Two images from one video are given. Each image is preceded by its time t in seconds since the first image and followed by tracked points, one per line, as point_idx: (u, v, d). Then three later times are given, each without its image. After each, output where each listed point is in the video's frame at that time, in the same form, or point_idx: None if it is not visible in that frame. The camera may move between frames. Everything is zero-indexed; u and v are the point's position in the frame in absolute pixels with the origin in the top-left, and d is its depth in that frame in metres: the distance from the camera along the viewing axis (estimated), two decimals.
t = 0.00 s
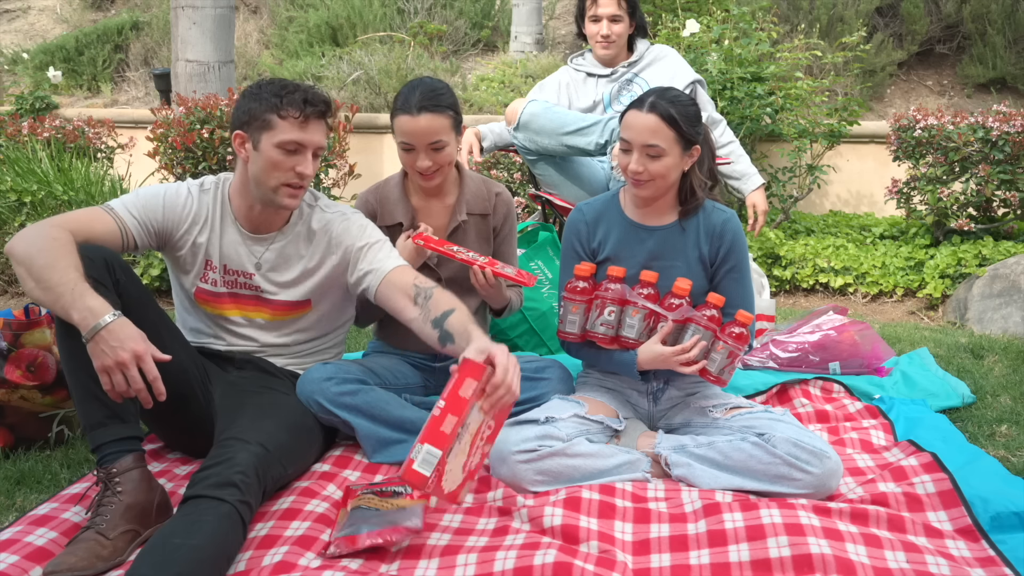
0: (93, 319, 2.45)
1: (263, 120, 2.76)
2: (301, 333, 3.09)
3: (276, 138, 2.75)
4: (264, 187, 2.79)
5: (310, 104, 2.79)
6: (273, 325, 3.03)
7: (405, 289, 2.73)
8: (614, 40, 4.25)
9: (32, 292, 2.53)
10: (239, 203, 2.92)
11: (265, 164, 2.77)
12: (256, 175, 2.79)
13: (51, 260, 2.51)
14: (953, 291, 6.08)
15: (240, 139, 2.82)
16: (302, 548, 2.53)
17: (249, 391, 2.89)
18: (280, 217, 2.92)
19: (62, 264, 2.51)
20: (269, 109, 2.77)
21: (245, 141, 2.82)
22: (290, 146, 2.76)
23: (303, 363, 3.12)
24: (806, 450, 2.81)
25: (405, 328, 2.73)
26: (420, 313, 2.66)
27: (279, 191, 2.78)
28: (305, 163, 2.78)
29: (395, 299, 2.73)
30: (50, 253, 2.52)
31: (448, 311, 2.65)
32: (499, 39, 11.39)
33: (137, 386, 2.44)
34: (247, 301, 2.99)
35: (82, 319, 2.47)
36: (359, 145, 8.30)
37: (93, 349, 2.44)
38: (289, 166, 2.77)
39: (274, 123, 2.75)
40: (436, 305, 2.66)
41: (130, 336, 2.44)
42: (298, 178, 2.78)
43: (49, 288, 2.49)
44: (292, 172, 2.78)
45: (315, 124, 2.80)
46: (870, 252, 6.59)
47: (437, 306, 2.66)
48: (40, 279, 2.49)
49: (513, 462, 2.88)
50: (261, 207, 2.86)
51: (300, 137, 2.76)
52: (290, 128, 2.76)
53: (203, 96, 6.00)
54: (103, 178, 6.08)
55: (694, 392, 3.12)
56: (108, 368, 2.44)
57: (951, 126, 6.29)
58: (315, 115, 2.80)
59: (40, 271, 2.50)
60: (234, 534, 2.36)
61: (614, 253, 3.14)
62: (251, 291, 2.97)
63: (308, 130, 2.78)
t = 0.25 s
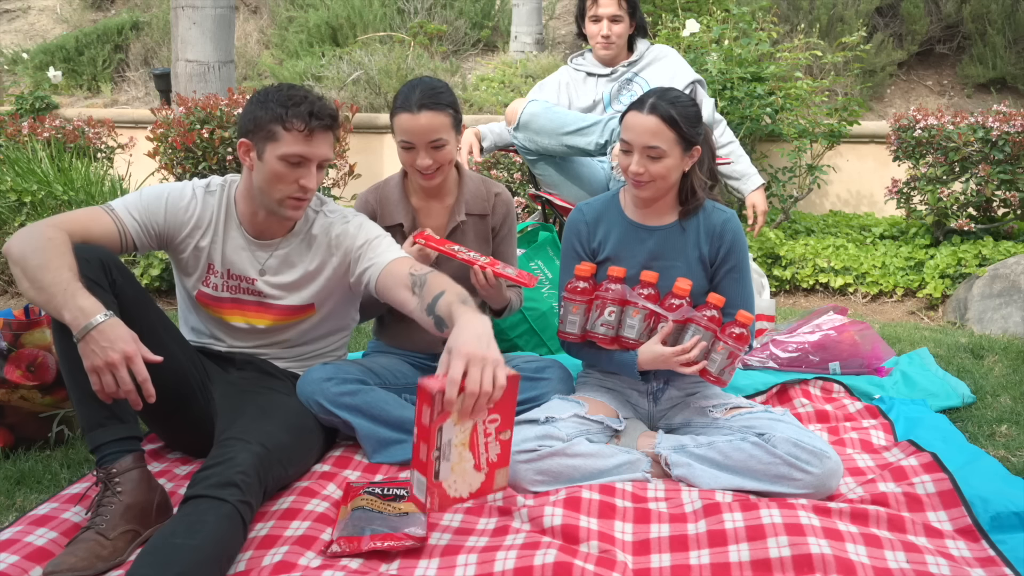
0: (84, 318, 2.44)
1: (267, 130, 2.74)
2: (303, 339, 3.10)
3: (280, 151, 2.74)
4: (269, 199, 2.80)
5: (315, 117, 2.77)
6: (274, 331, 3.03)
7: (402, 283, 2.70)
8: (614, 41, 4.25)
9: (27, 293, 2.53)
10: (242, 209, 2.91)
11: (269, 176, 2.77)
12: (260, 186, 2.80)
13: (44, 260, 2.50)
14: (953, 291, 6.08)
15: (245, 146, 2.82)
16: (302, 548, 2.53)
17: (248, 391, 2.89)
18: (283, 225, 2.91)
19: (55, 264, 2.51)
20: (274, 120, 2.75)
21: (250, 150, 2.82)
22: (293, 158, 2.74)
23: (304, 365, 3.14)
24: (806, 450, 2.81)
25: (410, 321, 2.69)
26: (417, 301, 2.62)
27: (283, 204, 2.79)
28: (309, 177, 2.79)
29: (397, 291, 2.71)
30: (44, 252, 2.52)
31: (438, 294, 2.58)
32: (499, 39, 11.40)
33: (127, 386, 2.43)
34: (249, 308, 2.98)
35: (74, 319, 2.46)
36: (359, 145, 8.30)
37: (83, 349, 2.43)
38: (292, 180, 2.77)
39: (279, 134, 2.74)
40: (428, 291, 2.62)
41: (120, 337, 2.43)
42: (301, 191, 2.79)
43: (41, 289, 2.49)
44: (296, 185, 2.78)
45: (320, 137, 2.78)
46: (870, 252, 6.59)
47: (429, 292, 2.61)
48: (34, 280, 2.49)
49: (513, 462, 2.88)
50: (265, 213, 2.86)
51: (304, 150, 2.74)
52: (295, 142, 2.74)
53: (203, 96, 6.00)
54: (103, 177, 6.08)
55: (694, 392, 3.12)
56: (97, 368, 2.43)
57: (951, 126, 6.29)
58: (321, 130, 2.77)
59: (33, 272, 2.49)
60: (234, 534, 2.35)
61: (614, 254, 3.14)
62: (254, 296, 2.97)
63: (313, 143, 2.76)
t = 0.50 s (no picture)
0: (77, 318, 2.44)
1: (254, 136, 2.72)
2: (300, 343, 3.09)
3: (267, 157, 2.71)
4: (261, 204, 2.79)
5: (299, 120, 2.72)
6: (272, 335, 3.02)
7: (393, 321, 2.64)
8: (614, 41, 4.25)
9: (24, 293, 2.54)
10: (242, 212, 2.89)
11: (259, 181, 2.75)
12: (252, 192, 2.79)
13: (41, 259, 2.51)
14: (953, 291, 6.08)
15: (235, 152, 2.81)
16: (302, 547, 2.53)
17: (248, 391, 2.89)
18: (281, 229, 2.90)
19: (51, 264, 2.51)
20: (259, 124, 2.72)
21: (240, 155, 2.81)
22: (281, 164, 2.72)
23: (303, 365, 3.15)
24: (806, 450, 2.81)
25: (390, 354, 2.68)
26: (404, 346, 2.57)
27: (274, 208, 2.78)
28: (298, 181, 2.76)
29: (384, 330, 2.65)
30: (41, 252, 2.53)
31: (431, 353, 2.53)
32: (499, 39, 11.40)
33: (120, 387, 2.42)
34: (247, 309, 2.98)
35: (68, 319, 2.46)
36: (359, 145, 8.30)
37: (76, 349, 2.43)
38: (283, 185, 2.75)
39: (265, 140, 2.71)
40: (421, 343, 2.56)
41: (113, 337, 2.42)
42: (291, 196, 2.77)
43: (37, 289, 2.50)
44: (285, 189, 2.75)
45: (306, 141, 2.73)
46: (870, 253, 6.59)
47: (421, 344, 2.56)
48: (31, 279, 2.50)
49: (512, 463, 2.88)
50: (262, 217, 2.85)
51: (290, 156, 2.71)
52: (280, 147, 2.70)
53: (203, 96, 6.00)
54: (103, 178, 6.08)
55: (693, 392, 3.12)
56: (90, 369, 2.42)
57: (951, 126, 6.29)
58: (306, 133, 2.73)
59: (29, 271, 2.50)
60: (234, 534, 2.35)
61: (614, 255, 3.14)
62: (252, 298, 2.97)
63: (299, 148, 2.72)
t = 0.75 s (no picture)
0: (80, 318, 2.44)
1: (223, 147, 2.70)
2: (301, 343, 3.09)
3: (239, 165, 2.68)
4: (249, 208, 2.78)
5: (254, 124, 2.64)
6: (272, 336, 3.03)
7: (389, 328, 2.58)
8: (614, 41, 4.25)
9: (26, 294, 2.54)
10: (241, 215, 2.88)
11: (240, 190, 2.73)
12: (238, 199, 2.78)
13: (43, 260, 2.51)
14: (953, 291, 6.08)
15: (215, 164, 2.81)
16: (302, 547, 2.53)
17: (248, 391, 2.89)
18: (278, 231, 2.88)
19: (53, 265, 2.51)
20: (223, 134, 2.68)
21: (219, 168, 2.81)
22: (253, 170, 2.68)
23: (303, 365, 3.15)
24: (806, 450, 2.81)
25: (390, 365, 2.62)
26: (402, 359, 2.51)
27: (262, 211, 2.76)
28: (275, 182, 2.71)
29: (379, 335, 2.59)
30: (43, 253, 2.53)
31: (430, 374, 2.45)
32: (499, 39, 11.41)
33: (121, 387, 2.42)
34: (247, 309, 2.99)
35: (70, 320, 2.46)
36: (359, 145, 8.30)
37: (80, 350, 2.42)
38: (260, 188, 2.72)
39: (233, 149, 2.67)
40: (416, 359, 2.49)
41: (115, 338, 2.43)
42: (273, 198, 2.73)
43: (39, 289, 2.49)
44: (266, 192, 2.72)
45: (270, 142, 2.66)
46: (870, 252, 6.59)
47: (418, 362, 2.49)
48: (32, 279, 2.50)
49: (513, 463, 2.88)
50: (256, 220, 2.83)
51: (259, 160, 2.66)
52: (246, 154, 2.65)
53: (203, 97, 6.00)
54: (103, 177, 6.08)
55: (693, 392, 3.13)
56: (93, 369, 2.42)
57: (951, 126, 6.29)
58: (266, 134, 2.65)
59: (31, 271, 2.50)
60: (235, 533, 2.35)
61: (614, 255, 3.14)
62: (252, 299, 2.96)
63: (264, 151, 2.65)
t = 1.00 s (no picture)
0: (78, 321, 2.44)
1: (223, 148, 2.69)
2: (299, 345, 3.09)
3: (239, 167, 2.68)
4: (248, 210, 2.78)
5: (255, 125, 2.64)
6: (271, 337, 3.02)
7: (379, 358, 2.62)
8: (614, 41, 4.25)
9: (26, 294, 2.53)
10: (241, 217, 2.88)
11: (240, 191, 2.73)
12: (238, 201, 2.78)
13: (42, 261, 2.51)
14: (953, 291, 6.08)
15: (216, 165, 2.81)
16: (302, 547, 2.53)
17: (248, 391, 2.89)
18: (279, 234, 2.88)
19: (53, 266, 2.51)
20: (224, 135, 2.68)
21: (220, 168, 2.81)
22: (254, 171, 2.68)
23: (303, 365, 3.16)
24: (806, 450, 2.81)
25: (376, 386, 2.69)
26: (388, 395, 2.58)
27: (261, 213, 2.76)
28: (275, 185, 2.70)
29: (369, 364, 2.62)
30: (43, 253, 2.53)
31: (413, 420, 2.55)
32: (499, 39, 11.41)
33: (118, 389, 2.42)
34: (247, 310, 2.98)
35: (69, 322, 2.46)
36: (359, 145, 8.30)
37: (78, 352, 2.43)
38: (260, 191, 2.71)
39: (233, 150, 2.66)
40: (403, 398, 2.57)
41: (113, 340, 2.43)
42: (272, 200, 2.73)
43: (39, 291, 2.49)
44: (265, 195, 2.72)
45: (271, 144, 2.65)
46: (870, 253, 6.59)
47: (404, 404, 2.57)
48: (32, 280, 2.50)
49: (513, 462, 2.88)
50: (256, 223, 2.83)
51: (259, 162, 2.65)
52: (246, 155, 2.65)
53: (203, 97, 6.00)
54: (103, 178, 6.08)
55: (693, 392, 3.13)
56: (91, 372, 2.43)
57: (951, 126, 6.29)
58: (267, 135, 2.64)
59: (31, 272, 2.50)
60: (235, 534, 2.35)
61: (614, 254, 3.14)
62: (252, 301, 2.96)
63: (264, 153, 2.65)
